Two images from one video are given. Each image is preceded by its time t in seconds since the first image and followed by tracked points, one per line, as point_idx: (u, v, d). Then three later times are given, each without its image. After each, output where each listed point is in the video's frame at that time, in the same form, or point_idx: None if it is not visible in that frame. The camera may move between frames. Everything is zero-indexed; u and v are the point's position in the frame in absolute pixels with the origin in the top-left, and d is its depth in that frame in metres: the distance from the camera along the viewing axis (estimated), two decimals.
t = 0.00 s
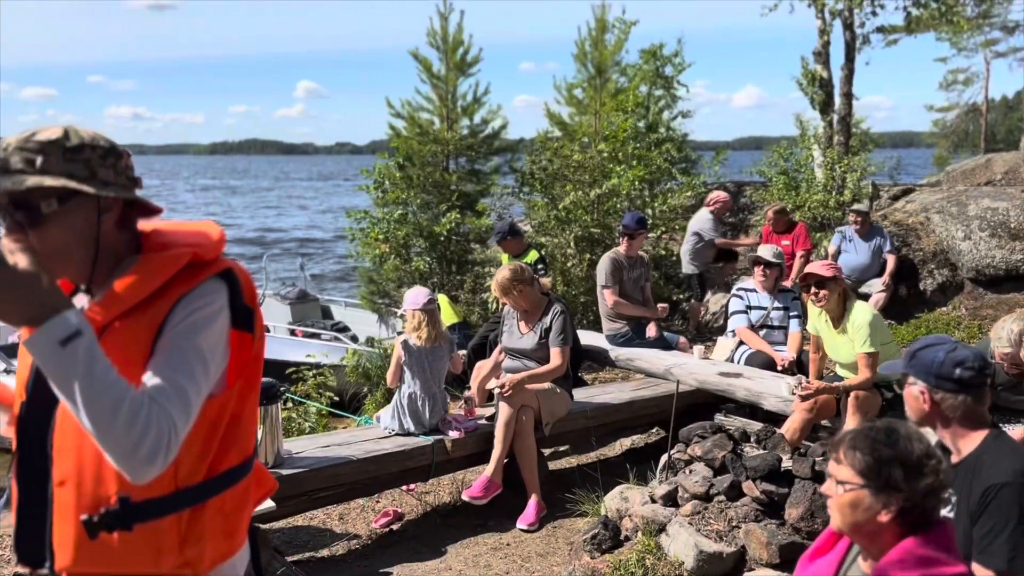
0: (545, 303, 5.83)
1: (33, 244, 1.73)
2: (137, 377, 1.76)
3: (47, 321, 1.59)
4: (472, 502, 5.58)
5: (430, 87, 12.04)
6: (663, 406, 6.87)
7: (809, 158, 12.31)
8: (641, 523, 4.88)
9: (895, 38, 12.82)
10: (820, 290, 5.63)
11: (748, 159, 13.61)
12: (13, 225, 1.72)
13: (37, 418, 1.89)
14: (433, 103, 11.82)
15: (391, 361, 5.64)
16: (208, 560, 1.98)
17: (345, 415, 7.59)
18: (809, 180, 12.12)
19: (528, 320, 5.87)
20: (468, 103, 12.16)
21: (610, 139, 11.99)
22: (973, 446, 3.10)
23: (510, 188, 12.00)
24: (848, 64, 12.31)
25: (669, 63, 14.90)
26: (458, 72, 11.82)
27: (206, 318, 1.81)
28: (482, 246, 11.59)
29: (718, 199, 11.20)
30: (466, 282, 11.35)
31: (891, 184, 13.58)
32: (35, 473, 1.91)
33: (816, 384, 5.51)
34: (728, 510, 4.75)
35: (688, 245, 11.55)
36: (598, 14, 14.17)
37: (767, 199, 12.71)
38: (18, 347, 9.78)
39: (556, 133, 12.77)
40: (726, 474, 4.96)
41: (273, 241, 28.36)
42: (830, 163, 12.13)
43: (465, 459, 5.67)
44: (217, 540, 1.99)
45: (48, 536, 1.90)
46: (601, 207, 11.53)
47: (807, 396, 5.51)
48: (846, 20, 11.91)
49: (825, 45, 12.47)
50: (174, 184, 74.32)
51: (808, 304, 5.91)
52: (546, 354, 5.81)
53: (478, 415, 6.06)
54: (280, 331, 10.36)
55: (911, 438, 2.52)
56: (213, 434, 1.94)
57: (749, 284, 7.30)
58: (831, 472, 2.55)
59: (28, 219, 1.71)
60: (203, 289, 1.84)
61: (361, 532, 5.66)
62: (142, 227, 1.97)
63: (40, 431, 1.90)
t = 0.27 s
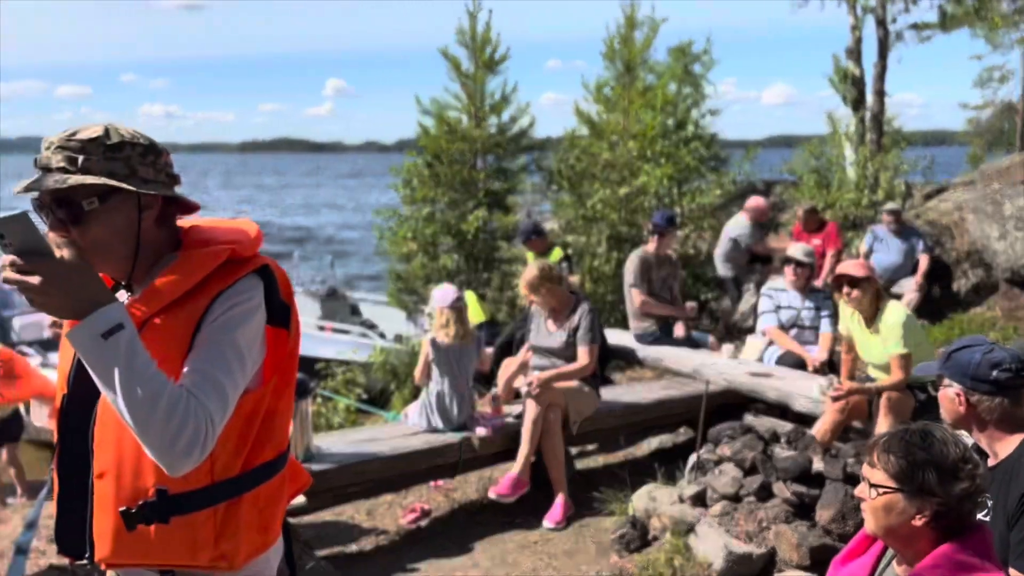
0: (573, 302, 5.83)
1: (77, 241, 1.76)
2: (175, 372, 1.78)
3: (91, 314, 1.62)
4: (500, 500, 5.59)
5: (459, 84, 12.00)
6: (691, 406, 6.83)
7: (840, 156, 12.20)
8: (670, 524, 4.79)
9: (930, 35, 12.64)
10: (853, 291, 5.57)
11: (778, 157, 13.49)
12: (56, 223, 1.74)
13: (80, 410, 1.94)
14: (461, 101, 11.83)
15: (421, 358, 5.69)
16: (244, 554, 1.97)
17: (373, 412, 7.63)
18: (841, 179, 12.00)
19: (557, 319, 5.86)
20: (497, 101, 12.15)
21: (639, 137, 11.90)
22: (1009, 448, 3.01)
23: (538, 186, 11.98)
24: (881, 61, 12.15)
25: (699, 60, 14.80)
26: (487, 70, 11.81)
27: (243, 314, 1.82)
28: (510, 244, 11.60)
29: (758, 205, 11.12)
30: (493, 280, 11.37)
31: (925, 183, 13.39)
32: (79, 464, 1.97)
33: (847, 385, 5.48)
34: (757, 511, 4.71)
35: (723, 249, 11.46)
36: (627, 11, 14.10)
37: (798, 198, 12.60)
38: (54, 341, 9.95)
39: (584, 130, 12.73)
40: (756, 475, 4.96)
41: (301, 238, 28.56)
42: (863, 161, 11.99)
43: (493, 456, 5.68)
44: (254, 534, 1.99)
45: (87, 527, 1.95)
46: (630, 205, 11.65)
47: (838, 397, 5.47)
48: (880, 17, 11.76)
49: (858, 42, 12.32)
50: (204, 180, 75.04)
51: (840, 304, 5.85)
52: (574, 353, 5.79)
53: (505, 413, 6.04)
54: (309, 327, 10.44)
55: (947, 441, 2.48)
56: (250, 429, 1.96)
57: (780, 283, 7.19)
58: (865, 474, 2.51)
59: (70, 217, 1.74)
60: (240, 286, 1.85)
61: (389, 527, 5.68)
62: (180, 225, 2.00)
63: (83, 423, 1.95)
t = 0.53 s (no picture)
0: (600, 302, 5.79)
1: (110, 240, 1.77)
2: (206, 370, 1.78)
3: (125, 311, 1.63)
4: (525, 499, 5.56)
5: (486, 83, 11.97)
6: (718, 407, 6.76)
7: (873, 155, 12.08)
8: (696, 526, 4.80)
9: (964, 32, 12.43)
10: (885, 292, 5.48)
11: (809, 157, 13.34)
12: (90, 221, 1.76)
13: (110, 407, 1.95)
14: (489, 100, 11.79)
15: (445, 357, 5.67)
16: (272, 552, 1.96)
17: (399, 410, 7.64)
18: (873, 178, 11.85)
19: (583, 318, 5.83)
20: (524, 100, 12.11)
21: (667, 136, 11.84)
22: None
23: (565, 184, 11.93)
24: (914, 59, 11.98)
25: (728, 58, 14.68)
26: (514, 69, 11.78)
27: (274, 312, 1.82)
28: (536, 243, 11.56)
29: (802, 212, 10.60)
30: (520, 279, 11.35)
31: (959, 182, 13.17)
32: (109, 460, 1.99)
33: (879, 387, 5.37)
34: (785, 515, 4.65)
35: (762, 252, 11.04)
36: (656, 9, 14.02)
37: (829, 197, 12.46)
38: (85, 338, 10.08)
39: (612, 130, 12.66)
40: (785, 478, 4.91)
41: (330, 237, 28.73)
42: (895, 160, 11.82)
43: (517, 456, 5.65)
44: (282, 531, 1.99)
45: (118, 522, 1.96)
46: (658, 204, 11.57)
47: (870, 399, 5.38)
48: (913, 14, 11.58)
49: (890, 39, 12.15)
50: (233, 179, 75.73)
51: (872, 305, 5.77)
52: (599, 353, 5.75)
53: (530, 413, 6.01)
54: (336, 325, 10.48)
55: (982, 446, 2.41)
56: (279, 427, 1.95)
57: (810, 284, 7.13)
58: (897, 480, 2.46)
59: (104, 216, 1.75)
60: (271, 285, 1.85)
61: (414, 525, 5.68)
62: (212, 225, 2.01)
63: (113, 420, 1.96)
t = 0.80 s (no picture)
0: (625, 302, 5.73)
1: (134, 240, 1.77)
2: (226, 370, 1.77)
3: (146, 310, 1.63)
4: (547, 500, 5.51)
5: (511, 81, 11.93)
6: (744, 409, 6.69)
7: (905, 154, 11.89)
8: (720, 531, 4.77)
9: (1001, 28, 12.19)
10: (916, 293, 5.38)
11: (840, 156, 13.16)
12: (114, 222, 1.76)
13: (132, 405, 1.95)
14: (516, 98, 11.75)
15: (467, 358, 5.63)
16: (290, 552, 1.95)
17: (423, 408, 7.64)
18: (906, 178, 11.66)
19: (608, 319, 5.77)
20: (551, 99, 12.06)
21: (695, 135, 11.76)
22: None
23: (591, 183, 11.88)
24: (948, 56, 11.77)
25: (758, 56, 14.54)
26: (541, 67, 11.75)
27: (293, 312, 1.80)
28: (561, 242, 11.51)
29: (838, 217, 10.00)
30: (545, 279, 11.31)
31: (994, 181, 12.93)
32: (131, 458, 1.98)
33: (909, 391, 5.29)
34: (811, 519, 4.57)
35: (801, 258, 10.61)
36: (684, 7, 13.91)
37: (859, 196, 12.29)
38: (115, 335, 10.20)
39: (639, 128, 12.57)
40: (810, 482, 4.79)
41: (358, 234, 28.91)
42: (929, 159, 11.63)
43: (540, 456, 5.62)
44: (301, 531, 1.97)
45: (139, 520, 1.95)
46: (685, 203, 11.35)
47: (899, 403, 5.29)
48: (948, 10, 11.38)
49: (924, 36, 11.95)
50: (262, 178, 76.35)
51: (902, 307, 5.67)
52: (623, 355, 5.69)
53: (554, 413, 5.98)
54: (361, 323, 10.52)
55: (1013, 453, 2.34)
56: (298, 427, 1.94)
57: (840, 285, 7.03)
58: (925, 488, 2.39)
59: (127, 216, 1.75)
60: (290, 285, 1.84)
61: (437, 524, 5.68)
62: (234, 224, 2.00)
63: (135, 418, 1.96)
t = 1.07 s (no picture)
0: (647, 301, 5.70)
1: (152, 239, 1.78)
2: (241, 368, 1.78)
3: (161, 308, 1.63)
4: (568, 501, 5.49)
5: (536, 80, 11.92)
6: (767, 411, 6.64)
7: (935, 153, 11.75)
8: (740, 533, 4.72)
9: None
10: (943, 295, 5.29)
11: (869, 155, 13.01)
12: (132, 221, 1.78)
13: (149, 403, 1.97)
14: (540, 97, 11.75)
15: (488, 357, 5.63)
16: (302, 550, 1.95)
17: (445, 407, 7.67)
18: (936, 177, 11.51)
19: (630, 318, 5.76)
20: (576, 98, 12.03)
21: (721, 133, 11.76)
22: None
23: (614, 182, 11.85)
24: (980, 53, 11.59)
25: (785, 54, 14.41)
26: (565, 66, 11.72)
27: (307, 312, 1.81)
28: (584, 241, 11.46)
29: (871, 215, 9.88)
30: (568, 278, 11.30)
31: None
32: (147, 455, 2.00)
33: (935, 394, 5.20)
34: (833, 523, 4.51)
35: (832, 253, 10.61)
36: (711, 5, 13.83)
37: (888, 195, 12.15)
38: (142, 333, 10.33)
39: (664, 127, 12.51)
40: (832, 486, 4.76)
41: (385, 233, 29.06)
42: (959, 158, 11.46)
43: (560, 457, 5.61)
44: (314, 528, 1.98)
45: (154, 515, 1.96)
46: (711, 202, 11.31)
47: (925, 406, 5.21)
48: (980, 8, 11.21)
49: (955, 33, 11.78)
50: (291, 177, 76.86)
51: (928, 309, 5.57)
52: (644, 355, 5.66)
53: (574, 414, 5.97)
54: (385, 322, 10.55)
55: None
56: (312, 426, 1.95)
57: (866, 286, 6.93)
58: (946, 494, 2.35)
59: (145, 216, 1.77)
60: (304, 285, 1.85)
61: (457, 523, 5.69)
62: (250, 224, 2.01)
63: (151, 416, 1.98)
